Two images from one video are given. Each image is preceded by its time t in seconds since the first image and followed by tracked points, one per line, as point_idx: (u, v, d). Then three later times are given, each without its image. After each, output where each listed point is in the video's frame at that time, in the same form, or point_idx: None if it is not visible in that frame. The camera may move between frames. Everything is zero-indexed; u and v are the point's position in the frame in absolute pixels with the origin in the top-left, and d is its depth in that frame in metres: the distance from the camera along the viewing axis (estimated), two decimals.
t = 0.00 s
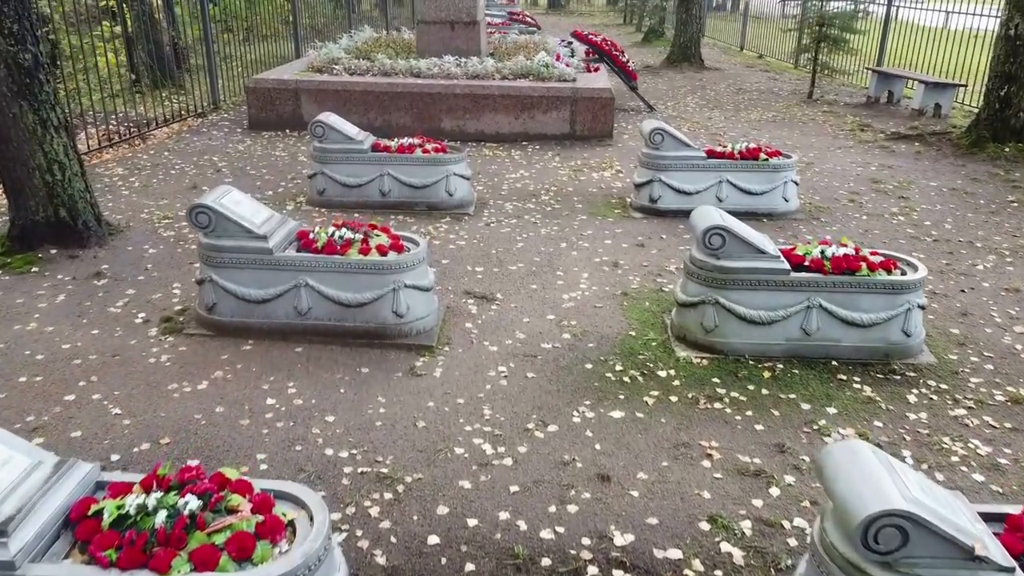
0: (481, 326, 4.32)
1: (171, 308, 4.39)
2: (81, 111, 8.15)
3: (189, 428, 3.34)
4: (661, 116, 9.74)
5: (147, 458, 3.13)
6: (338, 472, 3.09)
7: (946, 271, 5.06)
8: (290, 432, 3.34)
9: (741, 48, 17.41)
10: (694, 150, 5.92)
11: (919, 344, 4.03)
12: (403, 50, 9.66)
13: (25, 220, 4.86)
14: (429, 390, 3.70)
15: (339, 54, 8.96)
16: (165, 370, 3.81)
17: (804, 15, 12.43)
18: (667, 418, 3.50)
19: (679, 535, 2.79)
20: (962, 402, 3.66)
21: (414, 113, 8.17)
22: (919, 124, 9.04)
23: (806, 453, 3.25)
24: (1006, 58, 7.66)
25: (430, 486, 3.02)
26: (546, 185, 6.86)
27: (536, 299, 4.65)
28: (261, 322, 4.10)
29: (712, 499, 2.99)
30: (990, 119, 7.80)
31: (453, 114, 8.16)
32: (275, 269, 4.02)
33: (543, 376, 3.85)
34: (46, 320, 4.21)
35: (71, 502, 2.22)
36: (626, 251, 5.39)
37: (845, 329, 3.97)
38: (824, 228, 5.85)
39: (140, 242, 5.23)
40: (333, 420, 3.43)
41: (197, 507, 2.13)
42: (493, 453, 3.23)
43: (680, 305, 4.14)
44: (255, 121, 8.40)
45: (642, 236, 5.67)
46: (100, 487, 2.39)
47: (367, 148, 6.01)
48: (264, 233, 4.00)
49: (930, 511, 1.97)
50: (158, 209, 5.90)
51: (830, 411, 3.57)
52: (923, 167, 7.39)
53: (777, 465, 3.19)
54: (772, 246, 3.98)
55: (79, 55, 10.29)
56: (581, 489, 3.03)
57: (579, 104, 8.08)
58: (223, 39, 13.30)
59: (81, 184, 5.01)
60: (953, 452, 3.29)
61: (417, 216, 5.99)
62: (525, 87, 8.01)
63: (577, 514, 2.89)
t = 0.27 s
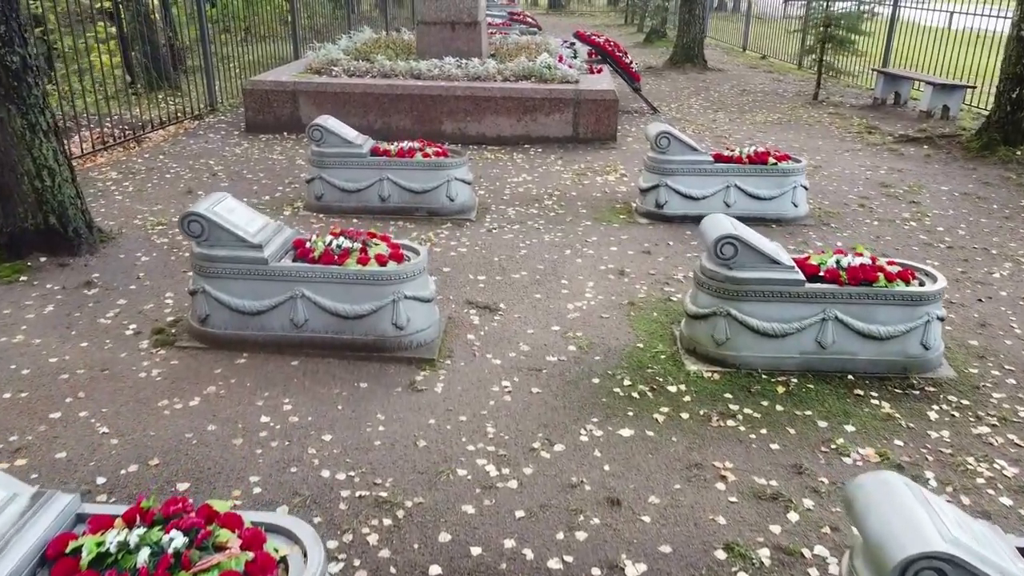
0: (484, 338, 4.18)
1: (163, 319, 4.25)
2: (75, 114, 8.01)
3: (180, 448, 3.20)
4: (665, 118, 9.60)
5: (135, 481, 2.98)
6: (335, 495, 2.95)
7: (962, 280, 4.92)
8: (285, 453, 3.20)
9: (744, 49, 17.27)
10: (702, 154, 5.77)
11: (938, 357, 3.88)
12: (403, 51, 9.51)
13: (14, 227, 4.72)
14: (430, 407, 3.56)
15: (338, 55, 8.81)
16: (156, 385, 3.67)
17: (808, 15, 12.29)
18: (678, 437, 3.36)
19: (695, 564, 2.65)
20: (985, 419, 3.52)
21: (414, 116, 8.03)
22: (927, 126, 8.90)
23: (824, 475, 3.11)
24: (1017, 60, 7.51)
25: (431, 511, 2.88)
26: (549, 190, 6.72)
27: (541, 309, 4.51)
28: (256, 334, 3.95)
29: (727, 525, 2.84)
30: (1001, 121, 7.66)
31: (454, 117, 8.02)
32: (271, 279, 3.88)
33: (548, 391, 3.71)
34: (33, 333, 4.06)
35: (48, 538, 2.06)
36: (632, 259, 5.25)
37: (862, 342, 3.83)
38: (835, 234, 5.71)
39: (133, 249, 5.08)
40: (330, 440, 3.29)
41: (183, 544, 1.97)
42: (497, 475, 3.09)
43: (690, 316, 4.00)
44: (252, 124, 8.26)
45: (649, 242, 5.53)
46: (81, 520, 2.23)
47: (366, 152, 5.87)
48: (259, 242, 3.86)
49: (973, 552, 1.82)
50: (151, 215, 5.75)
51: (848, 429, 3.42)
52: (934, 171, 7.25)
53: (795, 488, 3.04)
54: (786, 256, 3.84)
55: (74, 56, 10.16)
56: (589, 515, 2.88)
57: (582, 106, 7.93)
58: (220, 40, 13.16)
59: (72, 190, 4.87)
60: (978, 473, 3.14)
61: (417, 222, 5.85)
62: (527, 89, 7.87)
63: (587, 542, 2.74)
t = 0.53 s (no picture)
0: (485, 352, 4.04)
1: (153, 333, 4.10)
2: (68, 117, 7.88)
3: (167, 471, 3.05)
4: (668, 120, 9.46)
5: (118, 508, 2.83)
6: (329, 523, 2.80)
7: (977, 290, 4.78)
8: (277, 476, 3.05)
9: (746, 50, 17.13)
10: (708, 160, 5.63)
11: (957, 373, 3.74)
12: (402, 53, 9.37)
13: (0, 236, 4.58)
14: (429, 426, 3.41)
15: (336, 57, 8.67)
16: (144, 403, 3.52)
17: (812, 16, 12.15)
18: (688, 459, 3.21)
19: None
20: (1008, 439, 3.37)
21: (414, 119, 7.89)
22: (935, 129, 8.76)
23: (842, 500, 2.97)
24: None
25: (430, 540, 2.73)
26: (551, 195, 6.57)
27: (544, 321, 4.37)
28: (248, 349, 3.81)
29: (742, 556, 2.69)
30: (1012, 124, 7.52)
31: (454, 120, 7.88)
32: (264, 292, 3.74)
33: (552, 409, 3.57)
34: (18, 347, 3.92)
35: None
36: (637, 267, 5.11)
37: (877, 357, 3.68)
38: (845, 242, 5.56)
39: (124, 258, 4.94)
40: (324, 462, 3.14)
41: None
42: (500, 500, 2.95)
43: (699, 330, 3.86)
44: (249, 127, 8.12)
45: (654, 250, 5.39)
46: (55, 560, 2.07)
47: (364, 157, 5.72)
48: (252, 253, 3.72)
49: None
50: (144, 221, 5.61)
51: (866, 450, 3.28)
52: (944, 175, 7.11)
53: (812, 514, 2.90)
54: (798, 268, 3.70)
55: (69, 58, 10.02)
56: (597, 544, 2.74)
57: (585, 109, 7.79)
58: (218, 40, 13.02)
59: (60, 198, 4.72)
60: (1003, 498, 3.00)
61: (416, 229, 5.71)
62: (528, 92, 7.73)
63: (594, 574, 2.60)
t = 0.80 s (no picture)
0: (483, 367, 3.90)
1: (139, 347, 3.96)
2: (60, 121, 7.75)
3: (149, 497, 2.91)
4: (670, 123, 9.32)
5: (96, 538, 2.69)
6: (317, 555, 2.66)
7: (990, 301, 4.63)
8: (264, 503, 2.91)
9: (748, 51, 16.98)
10: (712, 165, 5.49)
11: (973, 390, 3.60)
12: (400, 55, 9.23)
13: None
14: (423, 447, 3.27)
15: (333, 59, 8.53)
16: (127, 423, 3.38)
17: (815, 17, 12.01)
18: (694, 483, 3.07)
19: None
20: None
21: (411, 123, 7.75)
22: (941, 132, 8.62)
23: (857, 529, 2.82)
24: None
25: (423, 573, 2.59)
26: (551, 201, 6.43)
27: (544, 334, 4.23)
28: (237, 365, 3.67)
29: None
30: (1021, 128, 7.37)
31: (452, 124, 7.74)
32: (252, 306, 3.59)
33: (552, 429, 3.43)
34: None
35: None
36: (640, 277, 4.97)
37: (890, 374, 3.54)
38: (853, 250, 5.42)
39: (111, 268, 4.80)
40: (314, 487, 3.00)
41: None
42: (497, 529, 2.80)
43: (705, 345, 3.72)
44: (243, 131, 7.98)
45: (657, 259, 5.25)
46: None
47: (360, 163, 5.58)
48: (241, 266, 3.58)
49: None
50: (133, 229, 5.47)
51: (880, 473, 3.14)
52: (952, 181, 6.96)
53: (825, 544, 2.75)
54: (808, 281, 3.55)
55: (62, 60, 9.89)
56: None
57: (585, 113, 7.64)
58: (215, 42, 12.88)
59: (45, 206, 4.58)
60: None
61: (413, 237, 5.57)
62: (528, 95, 7.59)
63: None
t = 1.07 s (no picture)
0: (479, 383, 3.76)
1: (123, 362, 3.83)
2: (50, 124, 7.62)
3: (127, 525, 2.77)
4: (671, 126, 9.19)
5: (69, 570, 2.55)
6: None
7: (1003, 312, 4.49)
8: (248, 530, 2.77)
9: (750, 53, 16.86)
10: (715, 171, 5.35)
11: (988, 408, 3.46)
12: (397, 58, 9.10)
13: None
14: (416, 469, 3.13)
15: (328, 61, 8.40)
16: (107, 443, 3.24)
17: (818, 18, 11.87)
18: (699, 508, 2.93)
19: None
20: None
21: (408, 126, 7.62)
22: (947, 135, 8.48)
23: (871, 559, 2.69)
24: None
25: None
26: (550, 207, 6.30)
27: (543, 348, 4.09)
28: (223, 382, 3.53)
29: None
30: None
31: (450, 127, 7.61)
32: (239, 321, 3.46)
33: (551, 449, 3.28)
34: None
35: None
36: (641, 286, 4.83)
37: (903, 392, 3.40)
38: (860, 258, 5.28)
39: (97, 278, 4.67)
40: (300, 513, 2.86)
41: None
42: (493, 559, 2.66)
43: (710, 360, 3.58)
44: (237, 134, 7.84)
45: (659, 267, 5.11)
46: None
47: (354, 169, 5.44)
48: (227, 279, 3.45)
49: None
50: (121, 236, 5.33)
51: (893, 498, 3.00)
52: (959, 186, 6.83)
53: None
54: (817, 295, 3.42)
55: (55, 62, 9.76)
56: None
57: (586, 116, 7.50)
58: (211, 43, 12.75)
59: (29, 214, 4.44)
60: None
61: (409, 244, 5.43)
62: (527, 98, 7.45)
63: None
